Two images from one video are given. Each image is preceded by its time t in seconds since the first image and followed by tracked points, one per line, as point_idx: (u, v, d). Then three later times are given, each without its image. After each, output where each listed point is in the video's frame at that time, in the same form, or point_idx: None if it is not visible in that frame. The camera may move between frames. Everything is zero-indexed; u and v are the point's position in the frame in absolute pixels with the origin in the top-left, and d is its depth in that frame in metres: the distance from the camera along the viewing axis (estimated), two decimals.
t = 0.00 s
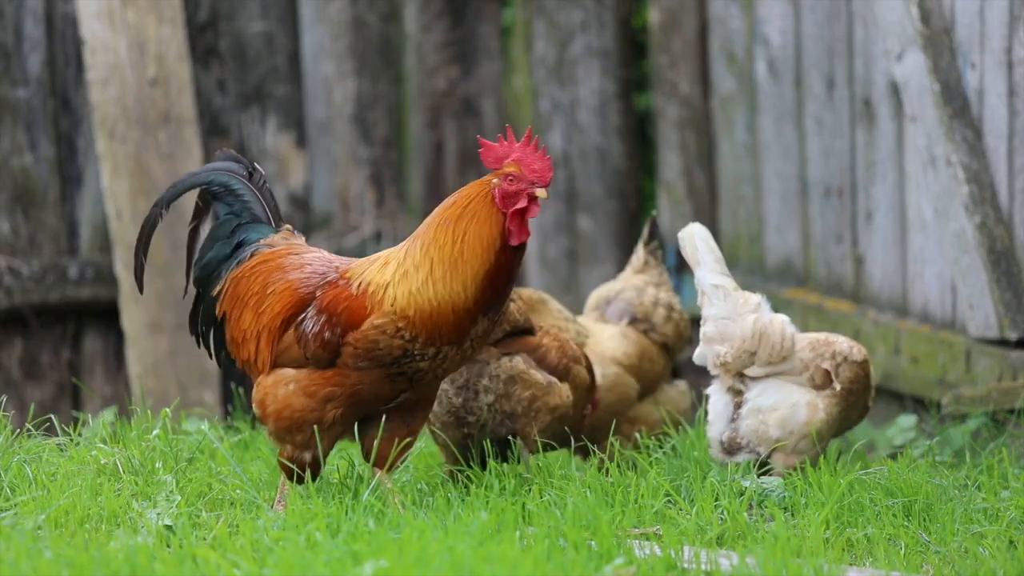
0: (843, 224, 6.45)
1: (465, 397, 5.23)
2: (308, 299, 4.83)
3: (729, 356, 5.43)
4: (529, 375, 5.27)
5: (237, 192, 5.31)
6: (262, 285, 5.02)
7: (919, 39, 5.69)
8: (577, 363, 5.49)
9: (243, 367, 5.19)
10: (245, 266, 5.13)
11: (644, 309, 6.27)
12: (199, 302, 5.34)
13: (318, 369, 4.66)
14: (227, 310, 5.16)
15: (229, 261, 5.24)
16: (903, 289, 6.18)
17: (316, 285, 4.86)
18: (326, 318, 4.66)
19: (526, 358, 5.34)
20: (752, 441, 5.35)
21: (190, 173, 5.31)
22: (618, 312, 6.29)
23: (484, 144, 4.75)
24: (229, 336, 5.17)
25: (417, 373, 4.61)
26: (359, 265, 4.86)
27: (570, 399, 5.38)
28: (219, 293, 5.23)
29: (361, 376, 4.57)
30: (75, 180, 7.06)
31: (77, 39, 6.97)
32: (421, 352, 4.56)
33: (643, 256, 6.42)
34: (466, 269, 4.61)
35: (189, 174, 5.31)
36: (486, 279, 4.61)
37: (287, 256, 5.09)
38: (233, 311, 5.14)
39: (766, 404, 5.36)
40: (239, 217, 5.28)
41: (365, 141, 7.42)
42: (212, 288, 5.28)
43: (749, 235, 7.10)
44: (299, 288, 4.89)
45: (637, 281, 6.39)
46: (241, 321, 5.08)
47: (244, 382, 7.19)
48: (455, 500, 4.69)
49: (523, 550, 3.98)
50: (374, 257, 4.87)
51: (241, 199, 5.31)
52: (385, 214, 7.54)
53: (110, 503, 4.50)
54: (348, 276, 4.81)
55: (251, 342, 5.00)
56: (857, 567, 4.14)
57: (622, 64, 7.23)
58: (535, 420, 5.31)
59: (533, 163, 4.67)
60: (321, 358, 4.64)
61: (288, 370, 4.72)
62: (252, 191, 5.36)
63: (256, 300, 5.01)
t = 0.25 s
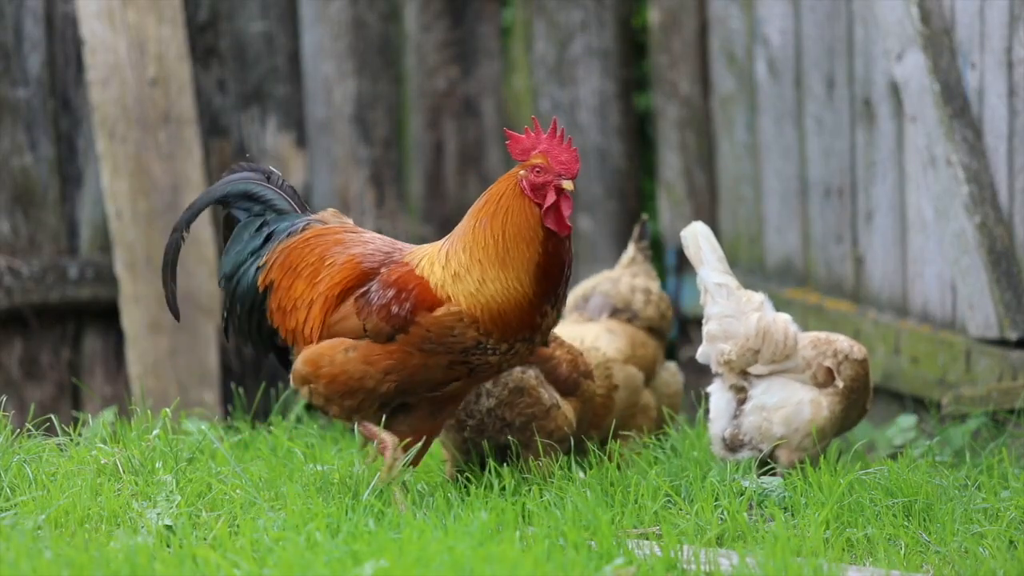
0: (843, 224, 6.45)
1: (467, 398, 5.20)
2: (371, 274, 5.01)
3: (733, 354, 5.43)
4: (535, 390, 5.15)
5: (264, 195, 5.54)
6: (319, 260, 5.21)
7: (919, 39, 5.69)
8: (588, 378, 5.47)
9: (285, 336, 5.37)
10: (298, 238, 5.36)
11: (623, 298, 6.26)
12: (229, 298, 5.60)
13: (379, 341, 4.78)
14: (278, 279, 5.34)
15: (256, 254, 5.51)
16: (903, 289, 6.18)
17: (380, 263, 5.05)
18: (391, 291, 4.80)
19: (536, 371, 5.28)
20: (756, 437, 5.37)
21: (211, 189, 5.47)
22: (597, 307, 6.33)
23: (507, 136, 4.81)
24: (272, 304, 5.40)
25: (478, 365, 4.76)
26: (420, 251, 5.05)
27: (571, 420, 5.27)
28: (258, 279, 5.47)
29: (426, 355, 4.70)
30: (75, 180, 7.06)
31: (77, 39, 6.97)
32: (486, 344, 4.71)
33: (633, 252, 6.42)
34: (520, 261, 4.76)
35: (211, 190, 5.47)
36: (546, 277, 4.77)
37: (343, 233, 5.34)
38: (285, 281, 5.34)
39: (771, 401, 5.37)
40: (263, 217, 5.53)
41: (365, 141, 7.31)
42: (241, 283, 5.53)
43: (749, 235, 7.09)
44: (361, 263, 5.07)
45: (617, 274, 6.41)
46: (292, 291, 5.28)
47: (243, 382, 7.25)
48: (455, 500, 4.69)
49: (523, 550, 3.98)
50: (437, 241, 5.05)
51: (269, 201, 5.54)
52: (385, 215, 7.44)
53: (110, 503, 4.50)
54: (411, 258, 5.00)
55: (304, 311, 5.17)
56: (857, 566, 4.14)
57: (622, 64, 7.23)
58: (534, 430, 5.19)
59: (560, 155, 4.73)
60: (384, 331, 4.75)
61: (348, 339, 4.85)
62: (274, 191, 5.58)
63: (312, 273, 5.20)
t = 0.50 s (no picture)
0: (844, 224, 6.45)
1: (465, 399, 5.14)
2: (414, 294, 4.86)
3: (740, 356, 5.41)
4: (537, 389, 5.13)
5: (297, 191, 5.43)
6: (355, 277, 5.06)
7: (919, 39, 5.69)
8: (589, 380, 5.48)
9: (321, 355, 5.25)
10: (327, 255, 5.20)
11: (637, 304, 6.27)
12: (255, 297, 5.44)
13: (434, 367, 4.70)
14: (312, 300, 5.21)
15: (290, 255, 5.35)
16: (903, 289, 6.18)
17: (418, 280, 4.92)
18: (438, 317, 4.69)
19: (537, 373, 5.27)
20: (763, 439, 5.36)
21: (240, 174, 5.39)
22: (611, 312, 6.32)
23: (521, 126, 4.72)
24: (308, 324, 5.26)
25: (535, 373, 4.73)
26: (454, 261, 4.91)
27: (572, 422, 5.26)
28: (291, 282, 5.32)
29: (485, 376, 4.67)
30: (75, 180, 7.06)
31: (77, 39, 6.97)
32: (544, 355, 4.65)
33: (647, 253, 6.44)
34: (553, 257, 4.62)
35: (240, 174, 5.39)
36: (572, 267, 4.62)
37: (374, 246, 5.18)
38: (319, 301, 5.19)
39: (778, 404, 5.37)
40: (299, 215, 5.41)
41: (365, 141, 7.34)
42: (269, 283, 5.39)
43: (749, 234, 7.09)
44: (400, 281, 4.94)
45: (630, 275, 6.42)
46: (330, 312, 5.14)
47: (243, 382, 7.24)
48: (455, 500, 4.69)
49: (523, 550, 3.98)
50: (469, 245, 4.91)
51: (303, 198, 5.43)
52: (385, 215, 7.47)
53: (110, 503, 4.50)
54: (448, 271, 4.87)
55: (345, 335, 5.03)
56: (858, 566, 4.14)
57: (622, 64, 7.23)
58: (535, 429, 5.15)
59: (577, 139, 4.64)
60: (437, 358, 4.67)
61: (404, 370, 4.78)
62: (312, 189, 5.46)
63: (350, 292, 5.05)
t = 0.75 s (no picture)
0: (844, 224, 6.45)
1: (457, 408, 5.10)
2: (439, 287, 4.79)
3: (757, 362, 5.39)
4: (534, 391, 5.08)
5: (314, 182, 5.30)
6: (381, 272, 4.98)
7: (919, 39, 5.69)
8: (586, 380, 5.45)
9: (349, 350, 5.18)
10: (350, 252, 5.10)
11: (649, 304, 6.26)
12: (278, 292, 5.35)
13: (465, 359, 4.62)
14: (338, 297, 5.13)
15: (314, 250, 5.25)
16: (903, 289, 6.18)
17: (444, 274, 4.83)
18: (467, 308, 4.61)
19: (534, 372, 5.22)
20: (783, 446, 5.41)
21: (253, 164, 5.23)
22: (623, 311, 6.29)
23: (561, 94, 4.65)
24: (335, 323, 5.18)
25: (569, 356, 4.63)
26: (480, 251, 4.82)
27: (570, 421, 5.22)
28: (315, 279, 5.23)
29: (517, 365, 4.59)
30: (75, 180, 7.05)
31: (77, 39, 6.97)
32: (576, 336, 4.56)
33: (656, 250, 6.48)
34: (585, 226, 4.54)
35: (253, 164, 5.23)
36: (605, 236, 4.55)
37: (396, 240, 5.08)
38: (346, 297, 5.10)
39: (794, 410, 5.42)
40: (318, 206, 5.30)
41: (365, 142, 7.29)
42: (293, 279, 5.31)
43: (749, 234, 7.08)
44: (426, 275, 4.86)
45: (641, 275, 6.41)
46: (356, 310, 5.06)
47: (243, 382, 7.43)
48: (455, 500, 4.69)
49: (523, 550, 3.98)
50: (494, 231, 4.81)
51: (320, 188, 5.31)
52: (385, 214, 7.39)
53: (110, 503, 4.50)
54: (475, 262, 4.78)
55: (374, 332, 4.96)
56: (858, 566, 4.14)
57: (622, 64, 7.23)
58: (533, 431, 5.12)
59: (623, 99, 4.61)
60: (468, 349, 4.59)
61: (432, 363, 4.70)
62: (330, 179, 5.34)
63: (376, 289, 4.97)
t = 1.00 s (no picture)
0: (844, 224, 6.45)
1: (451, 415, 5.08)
2: (459, 285, 4.77)
3: (751, 365, 5.39)
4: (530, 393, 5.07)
5: (324, 178, 5.30)
6: (400, 267, 4.97)
7: (919, 39, 5.69)
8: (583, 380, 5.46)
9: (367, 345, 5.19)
10: (371, 246, 5.08)
11: (665, 302, 6.18)
12: (298, 289, 5.33)
13: (484, 359, 4.62)
14: (357, 291, 5.12)
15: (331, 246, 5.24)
16: (903, 289, 6.18)
17: (464, 270, 4.81)
18: (486, 307, 4.60)
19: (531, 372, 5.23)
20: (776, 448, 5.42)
21: (261, 166, 5.24)
22: (639, 307, 6.18)
23: (559, 93, 4.64)
24: (355, 316, 5.15)
25: (588, 356, 4.64)
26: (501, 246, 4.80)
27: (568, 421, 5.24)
28: (334, 274, 5.21)
29: (536, 366, 4.60)
30: (75, 180, 7.05)
31: (77, 39, 6.97)
32: (596, 337, 4.57)
33: (664, 251, 6.37)
34: (601, 225, 4.54)
35: (261, 166, 5.24)
36: (622, 237, 4.55)
37: (418, 234, 5.07)
38: (364, 292, 5.10)
39: (787, 411, 5.43)
40: (331, 203, 5.29)
41: (365, 141, 7.29)
42: (311, 275, 5.29)
43: (749, 235, 7.08)
44: (445, 272, 4.84)
45: (655, 274, 6.31)
46: (375, 304, 5.05)
47: (243, 382, 7.44)
48: (455, 500, 4.69)
49: (523, 550, 3.98)
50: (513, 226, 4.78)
51: (331, 184, 5.30)
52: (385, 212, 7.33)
53: (110, 503, 4.50)
54: (495, 258, 4.76)
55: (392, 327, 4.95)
56: (858, 567, 4.14)
57: (622, 64, 7.23)
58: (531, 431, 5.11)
59: (624, 100, 4.61)
60: (486, 349, 4.59)
61: (448, 360, 4.70)
62: (339, 174, 5.34)
63: (395, 283, 4.97)
